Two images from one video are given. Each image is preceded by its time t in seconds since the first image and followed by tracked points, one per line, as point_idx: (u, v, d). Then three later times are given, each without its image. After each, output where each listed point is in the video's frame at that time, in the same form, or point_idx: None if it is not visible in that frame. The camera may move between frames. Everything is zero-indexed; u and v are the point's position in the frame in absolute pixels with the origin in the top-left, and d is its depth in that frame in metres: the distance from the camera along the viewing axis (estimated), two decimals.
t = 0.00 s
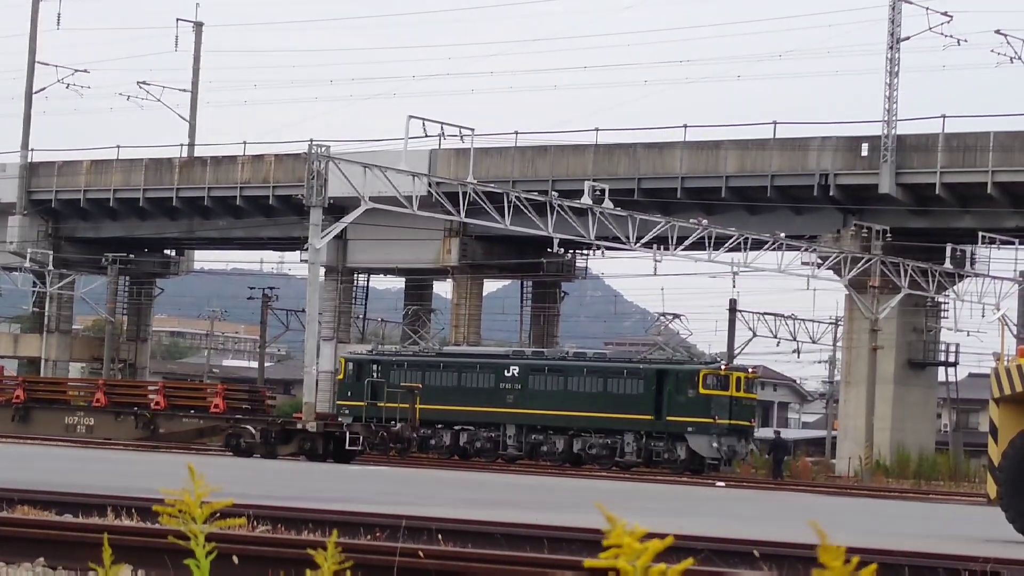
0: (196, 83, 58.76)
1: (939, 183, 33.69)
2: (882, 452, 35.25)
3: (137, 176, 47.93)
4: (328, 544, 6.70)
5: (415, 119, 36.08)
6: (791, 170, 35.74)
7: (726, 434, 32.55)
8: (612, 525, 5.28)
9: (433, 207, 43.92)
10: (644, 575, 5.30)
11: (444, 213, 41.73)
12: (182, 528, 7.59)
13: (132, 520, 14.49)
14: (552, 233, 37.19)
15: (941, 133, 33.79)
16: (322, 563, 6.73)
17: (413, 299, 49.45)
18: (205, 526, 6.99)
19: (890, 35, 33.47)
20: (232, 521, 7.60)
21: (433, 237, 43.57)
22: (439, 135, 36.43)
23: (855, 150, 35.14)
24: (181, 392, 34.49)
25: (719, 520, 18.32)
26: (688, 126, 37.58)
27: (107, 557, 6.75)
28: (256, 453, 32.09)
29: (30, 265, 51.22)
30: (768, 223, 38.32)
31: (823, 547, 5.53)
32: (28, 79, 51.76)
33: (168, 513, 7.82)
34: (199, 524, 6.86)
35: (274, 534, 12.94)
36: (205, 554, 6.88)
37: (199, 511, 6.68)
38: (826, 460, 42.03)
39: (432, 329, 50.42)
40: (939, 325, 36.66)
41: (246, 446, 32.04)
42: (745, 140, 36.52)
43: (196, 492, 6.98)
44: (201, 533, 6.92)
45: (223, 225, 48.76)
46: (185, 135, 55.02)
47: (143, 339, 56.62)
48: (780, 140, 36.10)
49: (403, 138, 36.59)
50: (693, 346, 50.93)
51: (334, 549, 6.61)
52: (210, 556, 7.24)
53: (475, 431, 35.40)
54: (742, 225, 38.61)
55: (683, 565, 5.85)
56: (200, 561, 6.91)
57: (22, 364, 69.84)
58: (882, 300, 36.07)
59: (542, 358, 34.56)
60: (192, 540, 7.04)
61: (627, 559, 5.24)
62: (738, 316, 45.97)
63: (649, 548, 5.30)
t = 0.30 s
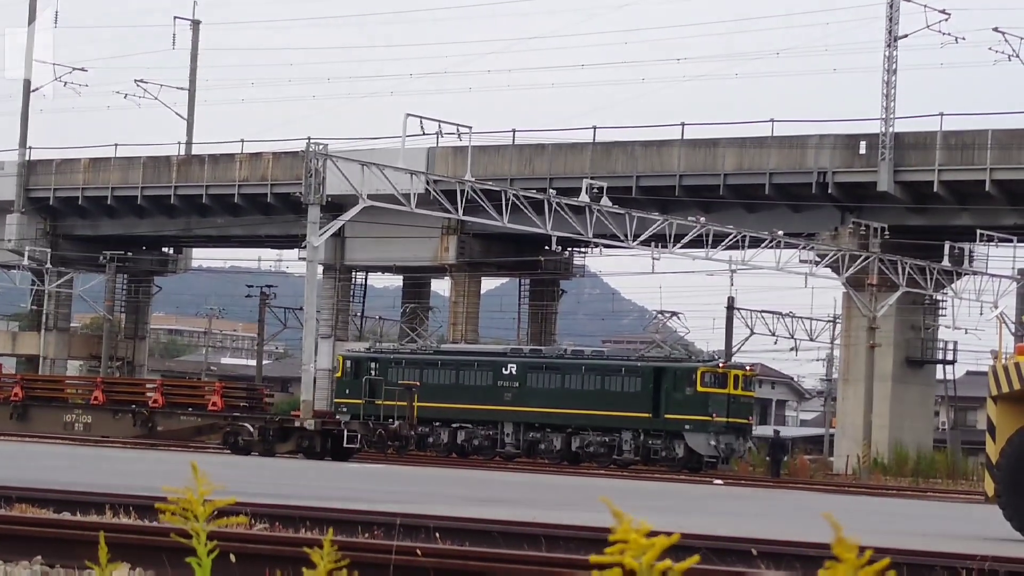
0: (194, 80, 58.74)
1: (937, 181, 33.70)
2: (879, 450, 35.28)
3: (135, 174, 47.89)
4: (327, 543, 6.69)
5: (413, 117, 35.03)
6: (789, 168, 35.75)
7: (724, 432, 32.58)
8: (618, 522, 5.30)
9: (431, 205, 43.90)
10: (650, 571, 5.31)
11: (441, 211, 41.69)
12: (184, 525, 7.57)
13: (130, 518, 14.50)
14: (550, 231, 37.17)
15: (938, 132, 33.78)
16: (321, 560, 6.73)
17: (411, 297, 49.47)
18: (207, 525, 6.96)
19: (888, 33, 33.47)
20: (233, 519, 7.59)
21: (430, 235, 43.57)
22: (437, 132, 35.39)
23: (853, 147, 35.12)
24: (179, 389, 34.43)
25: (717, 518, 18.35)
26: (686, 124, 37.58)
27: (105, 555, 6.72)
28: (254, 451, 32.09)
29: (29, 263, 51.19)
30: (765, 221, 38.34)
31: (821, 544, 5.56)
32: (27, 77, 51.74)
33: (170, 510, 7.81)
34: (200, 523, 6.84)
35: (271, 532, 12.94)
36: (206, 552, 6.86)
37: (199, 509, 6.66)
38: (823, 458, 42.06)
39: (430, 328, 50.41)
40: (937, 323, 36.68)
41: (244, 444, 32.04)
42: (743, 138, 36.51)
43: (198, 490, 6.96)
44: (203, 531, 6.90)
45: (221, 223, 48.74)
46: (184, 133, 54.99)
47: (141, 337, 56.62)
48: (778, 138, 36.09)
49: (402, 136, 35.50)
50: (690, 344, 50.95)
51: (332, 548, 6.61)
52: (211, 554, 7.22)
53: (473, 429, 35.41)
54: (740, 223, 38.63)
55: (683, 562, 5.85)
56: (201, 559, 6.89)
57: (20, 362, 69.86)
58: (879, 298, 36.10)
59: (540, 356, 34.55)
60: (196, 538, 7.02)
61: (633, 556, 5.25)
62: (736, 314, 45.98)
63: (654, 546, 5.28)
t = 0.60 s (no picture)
0: (195, 80, 58.74)
1: (938, 180, 33.70)
2: (880, 450, 35.30)
3: (136, 174, 47.88)
4: (327, 542, 6.70)
5: (413, 116, 35.87)
6: (789, 168, 35.75)
7: (725, 432, 32.63)
8: (648, 513, 5.41)
9: (431, 204, 43.90)
10: (674, 564, 5.36)
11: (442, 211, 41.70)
12: (182, 524, 7.56)
13: (131, 517, 14.49)
14: (551, 230, 37.15)
15: (939, 131, 33.77)
16: (320, 560, 6.73)
17: (411, 297, 49.47)
18: (208, 524, 6.97)
19: (888, 32, 33.46)
20: (233, 518, 7.59)
21: (431, 234, 43.58)
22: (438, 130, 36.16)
23: (854, 147, 35.11)
24: (180, 389, 34.40)
25: (720, 517, 18.37)
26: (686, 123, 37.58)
27: (105, 554, 6.71)
28: (255, 450, 32.09)
29: (29, 263, 51.19)
30: (765, 220, 38.32)
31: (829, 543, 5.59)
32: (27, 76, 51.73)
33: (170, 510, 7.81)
34: (200, 521, 6.84)
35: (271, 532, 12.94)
36: (206, 551, 6.86)
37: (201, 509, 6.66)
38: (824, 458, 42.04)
39: (430, 327, 50.41)
40: (937, 322, 36.65)
41: (245, 444, 32.02)
42: (743, 138, 36.52)
43: (198, 489, 6.95)
44: (202, 531, 6.91)
45: (221, 222, 48.72)
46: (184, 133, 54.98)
47: (142, 337, 56.62)
48: (779, 137, 36.07)
49: (403, 134, 36.52)
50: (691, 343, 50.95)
51: (331, 548, 6.61)
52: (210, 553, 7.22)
53: (474, 428, 35.39)
54: (741, 222, 38.62)
55: (685, 557, 5.86)
56: (201, 558, 6.89)
57: (21, 361, 69.85)
58: (880, 297, 36.08)
59: (540, 355, 34.56)
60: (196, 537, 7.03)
61: (661, 548, 5.31)
62: (737, 314, 45.99)
63: (680, 539, 5.39)
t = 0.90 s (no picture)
0: (190, 78, 58.70)
1: (933, 178, 33.75)
2: (876, 448, 35.31)
3: (131, 172, 47.83)
4: (319, 540, 6.69)
5: (410, 114, 34.98)
6: (784, 166, 35.77)
7: (720, 430, 32.69)
8: (646, 511, 5.31)
9: (427, 203, 43.90)
10: (671, 560, 5.34)
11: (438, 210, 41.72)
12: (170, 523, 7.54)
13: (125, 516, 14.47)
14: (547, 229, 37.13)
15: (934, 129, 33.80)
16: (312, 558, 6.73)
17: (408, 295, 49.48)
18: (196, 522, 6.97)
19: (884, 30, 33.47)
20: (222, 516, 7.59)
21: (427, 232, 43.57)
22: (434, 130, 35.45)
23: (849, 145, 35.14)
24: (175, 387, 34.34)
25: (716, 515, 18.35)
26: (682, 121, 37.59)
27: (96, 552, 6.69)
28: (251, 449, 32.08)
29: (25, 261, 51.14)
30: (761, 218, 38.31)
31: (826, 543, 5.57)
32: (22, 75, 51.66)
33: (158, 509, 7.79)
34: (188, 520, 6.83)
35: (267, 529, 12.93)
36: (195, 550, 6.86)
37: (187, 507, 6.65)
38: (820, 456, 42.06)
39: (427, 325, 50.43)
40: (933, 320, 36.66)
41: (240, 443, 31.98)
42: (739, 136, 36.54)
43: (185, 487, 6.93)
44: (190, 528, 6.90)
45: (217, 220, 48.69)
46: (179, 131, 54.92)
47: (138, 335, 56.60)
48: (774, 135, 36.09)
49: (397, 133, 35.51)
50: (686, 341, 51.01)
51: (324, 546, 6.61)
52: (199, 551, 7.20)
53: (470, 427, 35.39)
54: (736, 220, 38.55)
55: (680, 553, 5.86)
56: (188, 556, 6.88)
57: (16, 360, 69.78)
58: (876, 295, 36.10)
59: (536, 353, 34.57)
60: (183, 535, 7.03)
61: (658, 544, 5.24)
62: (732, 312, 46.02)
63: (679, 537, 5.34)
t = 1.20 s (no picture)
0: (190, 78, 58.71)
1: (933, 177, 33.77)
2: (876, 446, 35.32)
3: (131, 171, 47.82)
4: (322, 538, 6.68)
5: (410, 115, 36.50)
6: (785, 164, 35.76)
7: (720, 428, 32.67)
8: (613, 515, 5.22)
9: (427, 202, 43.91)
10: (642, 562, 5.29)
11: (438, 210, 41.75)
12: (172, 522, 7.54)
13: (125, 516, 14.46)
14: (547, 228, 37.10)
15: (934, 128, 33.81)
16: (315, 556, 6.72)
17: (407, 294, 49.48)
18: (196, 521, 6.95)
19: (883, 29, 33.48)
20: (225, 516, 7.58)
21: (427, 231, 43.56)
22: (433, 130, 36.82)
23: (849, 144, 35.15)
24: (176, 387, 34.36)
25: (716, 514, 18.35)
26: (681, 120, 37.58)
27: (98, 551, 6.69)
28: (251, 448, 32.07)
29: (24, 261, 51.11)
30: (761, 217, 38.31)
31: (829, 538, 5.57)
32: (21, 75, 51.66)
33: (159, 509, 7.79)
34: (189, 518, 6.83)
35: (266, 528, 12.94)
36: (197, 548, 6.85)
37: (188, 506, 6.65)
38: (819, 454, 42.06)
39: (426, 323, 50.42)
40: (932, 318, 36.70)
41: (240, 441, 31.97)
42: (738, 134, 36.54)
43: (187, 485, 6.93)
44: (193, 527, 6.89)
45: (216, 220, 48.70)
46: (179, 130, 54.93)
47: (137, 334, 56.60)
48: (774, 134, 36.09)
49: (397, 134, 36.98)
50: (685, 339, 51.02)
51: (326, 544, 6.60)
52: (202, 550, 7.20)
53: (470, 425, 35.42)
54: (736, 219, 38.52)
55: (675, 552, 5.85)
56: (191, 555, 6.87)
57: (15, 359, 69.74)
58: (875, 293, 36.12)
59: (536, 352, 34.56)
60: (184, 535, 7.03)
61: (627, 549, 5.19)
62: (732, 310, 46.03)
63: (650, 538, 5.31)
